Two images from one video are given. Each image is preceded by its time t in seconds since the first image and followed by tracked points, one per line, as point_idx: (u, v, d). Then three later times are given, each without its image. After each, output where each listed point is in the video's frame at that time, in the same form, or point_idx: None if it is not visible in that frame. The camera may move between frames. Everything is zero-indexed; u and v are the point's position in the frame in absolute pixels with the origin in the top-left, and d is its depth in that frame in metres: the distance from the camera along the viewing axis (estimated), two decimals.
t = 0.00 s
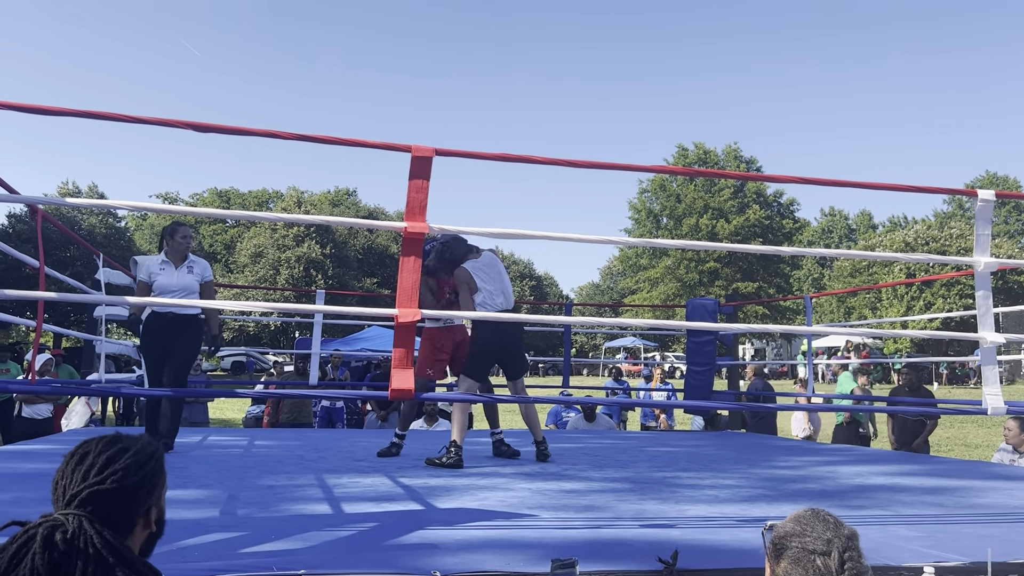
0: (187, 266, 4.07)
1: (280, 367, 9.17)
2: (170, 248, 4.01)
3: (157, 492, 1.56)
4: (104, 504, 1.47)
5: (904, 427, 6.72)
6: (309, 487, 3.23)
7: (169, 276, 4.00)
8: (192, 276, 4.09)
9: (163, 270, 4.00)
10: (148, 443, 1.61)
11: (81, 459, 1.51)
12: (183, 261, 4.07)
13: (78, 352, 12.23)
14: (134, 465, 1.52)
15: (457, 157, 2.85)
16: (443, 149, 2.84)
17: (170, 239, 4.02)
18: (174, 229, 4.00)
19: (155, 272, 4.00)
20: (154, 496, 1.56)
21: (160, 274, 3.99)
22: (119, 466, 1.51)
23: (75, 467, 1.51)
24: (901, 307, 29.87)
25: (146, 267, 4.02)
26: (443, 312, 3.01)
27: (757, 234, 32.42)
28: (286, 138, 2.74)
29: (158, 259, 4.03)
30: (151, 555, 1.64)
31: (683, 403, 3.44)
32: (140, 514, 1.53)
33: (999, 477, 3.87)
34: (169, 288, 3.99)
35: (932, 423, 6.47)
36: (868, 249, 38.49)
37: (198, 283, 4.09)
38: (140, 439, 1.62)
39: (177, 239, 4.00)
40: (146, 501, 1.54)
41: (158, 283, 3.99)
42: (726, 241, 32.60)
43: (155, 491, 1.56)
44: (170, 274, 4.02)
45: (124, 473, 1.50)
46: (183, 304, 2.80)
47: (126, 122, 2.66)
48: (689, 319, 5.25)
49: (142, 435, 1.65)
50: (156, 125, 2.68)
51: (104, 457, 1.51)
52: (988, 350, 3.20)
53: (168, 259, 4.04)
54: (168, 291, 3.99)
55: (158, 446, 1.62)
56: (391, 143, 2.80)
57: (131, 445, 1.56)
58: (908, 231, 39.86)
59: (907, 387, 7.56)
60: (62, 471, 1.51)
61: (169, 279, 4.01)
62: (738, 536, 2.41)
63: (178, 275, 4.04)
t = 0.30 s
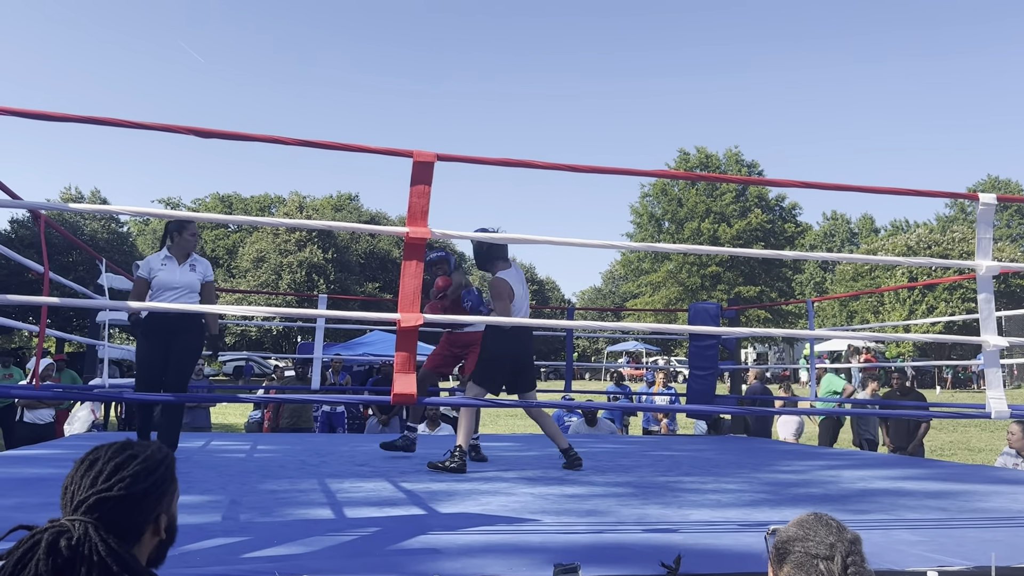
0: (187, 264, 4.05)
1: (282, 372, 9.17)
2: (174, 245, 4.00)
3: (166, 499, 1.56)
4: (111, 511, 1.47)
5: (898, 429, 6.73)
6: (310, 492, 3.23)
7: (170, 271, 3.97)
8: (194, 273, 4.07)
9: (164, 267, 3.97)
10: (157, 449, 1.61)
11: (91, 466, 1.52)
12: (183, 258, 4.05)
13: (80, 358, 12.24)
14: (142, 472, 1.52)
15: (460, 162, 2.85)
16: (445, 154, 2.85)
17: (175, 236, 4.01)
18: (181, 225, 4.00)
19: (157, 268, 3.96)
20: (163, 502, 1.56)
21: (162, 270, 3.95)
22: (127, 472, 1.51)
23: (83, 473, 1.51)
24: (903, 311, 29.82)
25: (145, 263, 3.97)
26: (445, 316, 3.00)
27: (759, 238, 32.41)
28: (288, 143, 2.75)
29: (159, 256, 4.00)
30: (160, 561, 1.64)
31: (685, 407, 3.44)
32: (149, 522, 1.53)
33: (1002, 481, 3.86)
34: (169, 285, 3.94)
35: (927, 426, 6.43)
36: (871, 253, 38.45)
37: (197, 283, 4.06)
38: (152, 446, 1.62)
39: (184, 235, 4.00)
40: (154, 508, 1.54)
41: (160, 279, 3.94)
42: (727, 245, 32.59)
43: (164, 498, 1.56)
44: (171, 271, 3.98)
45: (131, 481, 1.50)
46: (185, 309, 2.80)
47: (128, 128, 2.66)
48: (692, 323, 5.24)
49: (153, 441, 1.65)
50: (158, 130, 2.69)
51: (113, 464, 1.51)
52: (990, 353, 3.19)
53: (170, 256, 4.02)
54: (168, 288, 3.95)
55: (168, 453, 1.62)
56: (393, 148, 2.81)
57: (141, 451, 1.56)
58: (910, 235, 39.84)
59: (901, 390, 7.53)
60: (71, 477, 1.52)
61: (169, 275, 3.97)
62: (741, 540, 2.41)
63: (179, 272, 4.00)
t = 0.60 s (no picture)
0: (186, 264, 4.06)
1: (282, 376, 9.17)
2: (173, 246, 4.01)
3: (164, 500, 1.57)
4: (111, 513, 1.47)
5: (899, 431, 6.71)
6: (311, 495, 3.23)
7: (173, 271, 3.97)
8: (191, 274, 4.09)
9: (167, 265, 3.95)
10: (155, 450, 1.61)
11: (89, 469, 1.52)
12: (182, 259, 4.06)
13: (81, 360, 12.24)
14: (141, 473, 1.53)
15: (460, 165, 2.86)
16: (446, 157, 2.85)
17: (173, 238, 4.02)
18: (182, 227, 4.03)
19: (158, 266, 3.92)
20: (162, 503, 1.56)
21: (166, 269, 3.94)
22: (127, 474, 1.51)
23: (82, 476, 1.51)
24: (905, 313, 29.80)
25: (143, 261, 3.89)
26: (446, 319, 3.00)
27: (760, 240, 32.40)
28: (290, 146, 2.75)
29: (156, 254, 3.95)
30: (159, 564, 1.63)
31: (686, 411, 3.44)
32: (148, 523, 1.53)
33: (1004, 483, 3.85)
34: (172, 284, 3.93)
35: (929, 427, 6.44)
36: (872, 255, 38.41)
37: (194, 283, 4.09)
38: (149, 447, 1.62)
39: (188, 235, 4.02)
40: (153, 510, 1.54)
41: (163, 277, 3.92)
42: (729, 248, 32.57)
43: (162, 499, 1.56)
44: (172, 271, 3.97)
45: (131, 482, 1.51)
46: (187, 313, 2.81)
47: (130, 131, 2.67)
48: (693, 326, 5.25)
49: (149, 442, 1.65)
50: (159, 133, 2.69)
51: (112, 466, 1.51)
52: (992, 355, 3.19)
53: (170, 255, 4.01)
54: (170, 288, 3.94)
55: (165, 454, 1.62)
56: (394, 151, 2.81)
57: (139, 453, 1.56)
58: (912, 237, 39.79)
59: (903, 392, 7.53)
60: (69, 481, 1.52)
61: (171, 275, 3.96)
62: (743, 543, 2.41)
63: (179, 272, 4.00)
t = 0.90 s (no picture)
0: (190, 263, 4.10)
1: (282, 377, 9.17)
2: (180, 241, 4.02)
3: (163, 501, 1.57)
4: (111, 514, 1.47)
5: (904, 432, 6.69)
6: (312, 497, 3.23)
7: (183, 269, 4.00)
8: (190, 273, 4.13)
9: (179, 263, 3.97)
10: (154, 451, 1.61)
11: (88, 470, 1.52)
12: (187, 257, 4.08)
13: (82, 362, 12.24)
14: (140, 475, 1.53)
15: (461, 165, 2.86)
16: (446, 158, 2.85)
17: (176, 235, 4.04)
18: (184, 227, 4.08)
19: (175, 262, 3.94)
20: (160, 505, 1.56)
21: (181, 266, 3.96)
22: (126, 475, 1.51)
23: (81, 478, 1.51)
24: (906, 313, 29.80)
25: (160, 253, 3.85)
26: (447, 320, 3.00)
27: (761, 241, 32.41)
28: (290, 148, 2.75)
29: (169, 248, 3.92)
30: (157, 565, 1.63)
31: (688, 411, 3.43)
32: (147, 524, 1.53)
33: (1005, 483, 3.85)
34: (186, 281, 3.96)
35: (934, 427, 6.44)
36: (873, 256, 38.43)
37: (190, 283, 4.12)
38: (147, 448, 1.62)
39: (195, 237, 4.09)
40: (152, 511, 1.54)
41: (178, 274, 3.94)
42: (729, 249, 32.58)
43: (161, 500, 1.56)
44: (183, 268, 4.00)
45: (131, 482, 1.51)
46: (187, 314, 2.80)
47: (131, 133, 2.67)
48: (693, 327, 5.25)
49: (147, 444, 1.65)
50: (160, 135, 2.69)
51: (111, 467, 1.51)
52: (994, 356, 3.18)
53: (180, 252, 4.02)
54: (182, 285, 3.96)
55: (163, 454, 1.62)
56: (395, 152, 2.82)
57: (138, 454, 1.56)
58: (912, 237, 39.80)
59: (907, 392, 7.53)
60: (68, 483, 1.51)
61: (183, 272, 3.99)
62: (745, 544, 2.40)
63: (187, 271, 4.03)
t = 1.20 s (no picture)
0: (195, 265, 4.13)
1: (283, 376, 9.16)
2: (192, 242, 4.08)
3: (162, 500, 1.57)
4: (111, 513, 1.48)
5: (912, 431, 6.68)
6: (314, 496, 3.23)
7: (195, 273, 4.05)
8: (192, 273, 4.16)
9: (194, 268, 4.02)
10: (154, 451, 1.61)
11: (88, 469, 1.52)
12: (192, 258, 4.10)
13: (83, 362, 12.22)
14: (139, 474, 1.53)
15: (461, 165, 2.86)
16: (447, 157, 2.85)
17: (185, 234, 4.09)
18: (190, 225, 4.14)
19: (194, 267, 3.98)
20: (160, 504, 1.57)
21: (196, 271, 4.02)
22: (125, 475, 1.51)
23: (82, 477, 1.51)
24: (907, 312, 29.81)
25: (185, 257, 3.89)
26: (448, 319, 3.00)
27: (761, 240, 32.40)
28: (291, 148, 2.76)
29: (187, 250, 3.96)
30: (157, 564, 1.64)
31: (688, 410, 3.43)
32: (145, 524, 1.53)
33: (1006, 482, 3.85)
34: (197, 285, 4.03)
35: (942, 427, 6.43)
36: (874, 255, 38.44)
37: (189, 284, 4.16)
38: (147, 447, 1.63)
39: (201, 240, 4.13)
40: (151, 511, 1.54)
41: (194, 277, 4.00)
42: (730, 248, 32.57)
43: (161, 500, 1.57)
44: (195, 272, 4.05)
45: (130, 482, 1.51)
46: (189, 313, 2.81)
47: (132, 133, 2.67)
48: (695, 326, 5.24)
49: (147, 444, 1.65)
50: (161, 135, 2.69)
51: (111, 466, 1.52)
52: (994, 354, 3.18)
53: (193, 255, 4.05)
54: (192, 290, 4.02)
55: (163, 455, 1.63)
56: (395, 152, 2.82)
57: (137, 453, 1.56)
58: (913, 236, 39.83)
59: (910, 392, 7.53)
60: (69, 481, 1.52)
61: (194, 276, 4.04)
62: (745, 543, 2.41)
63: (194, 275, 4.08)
